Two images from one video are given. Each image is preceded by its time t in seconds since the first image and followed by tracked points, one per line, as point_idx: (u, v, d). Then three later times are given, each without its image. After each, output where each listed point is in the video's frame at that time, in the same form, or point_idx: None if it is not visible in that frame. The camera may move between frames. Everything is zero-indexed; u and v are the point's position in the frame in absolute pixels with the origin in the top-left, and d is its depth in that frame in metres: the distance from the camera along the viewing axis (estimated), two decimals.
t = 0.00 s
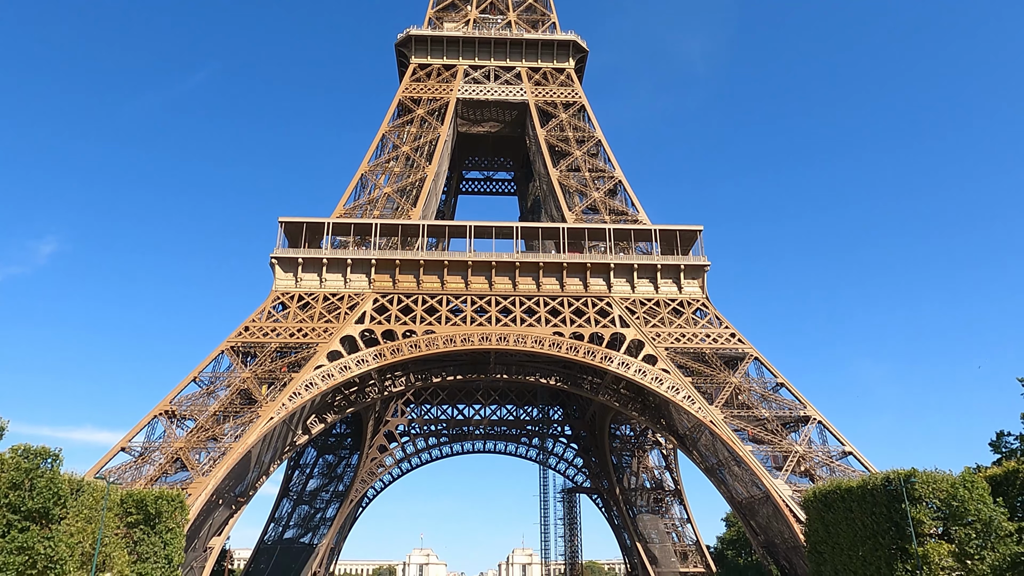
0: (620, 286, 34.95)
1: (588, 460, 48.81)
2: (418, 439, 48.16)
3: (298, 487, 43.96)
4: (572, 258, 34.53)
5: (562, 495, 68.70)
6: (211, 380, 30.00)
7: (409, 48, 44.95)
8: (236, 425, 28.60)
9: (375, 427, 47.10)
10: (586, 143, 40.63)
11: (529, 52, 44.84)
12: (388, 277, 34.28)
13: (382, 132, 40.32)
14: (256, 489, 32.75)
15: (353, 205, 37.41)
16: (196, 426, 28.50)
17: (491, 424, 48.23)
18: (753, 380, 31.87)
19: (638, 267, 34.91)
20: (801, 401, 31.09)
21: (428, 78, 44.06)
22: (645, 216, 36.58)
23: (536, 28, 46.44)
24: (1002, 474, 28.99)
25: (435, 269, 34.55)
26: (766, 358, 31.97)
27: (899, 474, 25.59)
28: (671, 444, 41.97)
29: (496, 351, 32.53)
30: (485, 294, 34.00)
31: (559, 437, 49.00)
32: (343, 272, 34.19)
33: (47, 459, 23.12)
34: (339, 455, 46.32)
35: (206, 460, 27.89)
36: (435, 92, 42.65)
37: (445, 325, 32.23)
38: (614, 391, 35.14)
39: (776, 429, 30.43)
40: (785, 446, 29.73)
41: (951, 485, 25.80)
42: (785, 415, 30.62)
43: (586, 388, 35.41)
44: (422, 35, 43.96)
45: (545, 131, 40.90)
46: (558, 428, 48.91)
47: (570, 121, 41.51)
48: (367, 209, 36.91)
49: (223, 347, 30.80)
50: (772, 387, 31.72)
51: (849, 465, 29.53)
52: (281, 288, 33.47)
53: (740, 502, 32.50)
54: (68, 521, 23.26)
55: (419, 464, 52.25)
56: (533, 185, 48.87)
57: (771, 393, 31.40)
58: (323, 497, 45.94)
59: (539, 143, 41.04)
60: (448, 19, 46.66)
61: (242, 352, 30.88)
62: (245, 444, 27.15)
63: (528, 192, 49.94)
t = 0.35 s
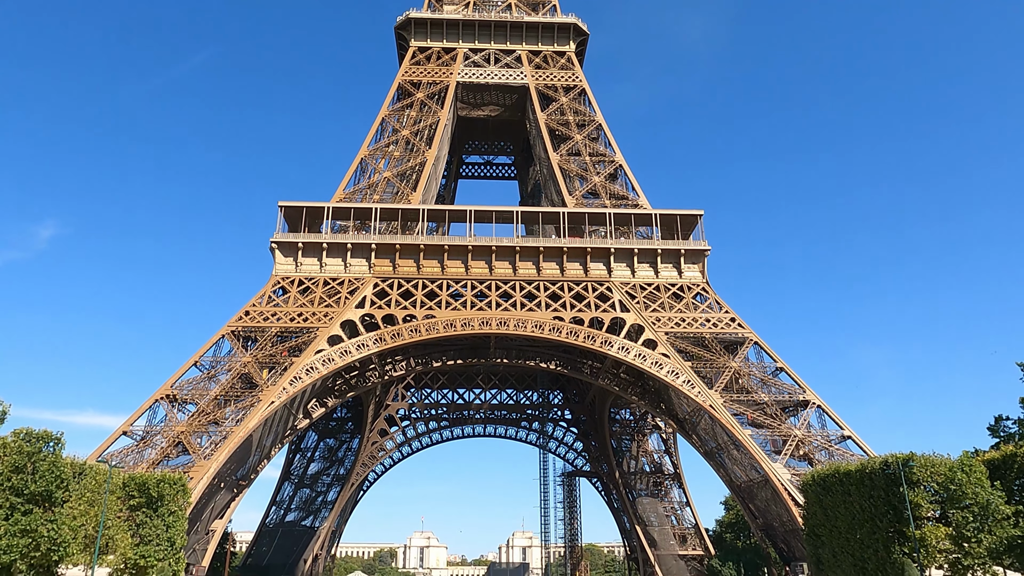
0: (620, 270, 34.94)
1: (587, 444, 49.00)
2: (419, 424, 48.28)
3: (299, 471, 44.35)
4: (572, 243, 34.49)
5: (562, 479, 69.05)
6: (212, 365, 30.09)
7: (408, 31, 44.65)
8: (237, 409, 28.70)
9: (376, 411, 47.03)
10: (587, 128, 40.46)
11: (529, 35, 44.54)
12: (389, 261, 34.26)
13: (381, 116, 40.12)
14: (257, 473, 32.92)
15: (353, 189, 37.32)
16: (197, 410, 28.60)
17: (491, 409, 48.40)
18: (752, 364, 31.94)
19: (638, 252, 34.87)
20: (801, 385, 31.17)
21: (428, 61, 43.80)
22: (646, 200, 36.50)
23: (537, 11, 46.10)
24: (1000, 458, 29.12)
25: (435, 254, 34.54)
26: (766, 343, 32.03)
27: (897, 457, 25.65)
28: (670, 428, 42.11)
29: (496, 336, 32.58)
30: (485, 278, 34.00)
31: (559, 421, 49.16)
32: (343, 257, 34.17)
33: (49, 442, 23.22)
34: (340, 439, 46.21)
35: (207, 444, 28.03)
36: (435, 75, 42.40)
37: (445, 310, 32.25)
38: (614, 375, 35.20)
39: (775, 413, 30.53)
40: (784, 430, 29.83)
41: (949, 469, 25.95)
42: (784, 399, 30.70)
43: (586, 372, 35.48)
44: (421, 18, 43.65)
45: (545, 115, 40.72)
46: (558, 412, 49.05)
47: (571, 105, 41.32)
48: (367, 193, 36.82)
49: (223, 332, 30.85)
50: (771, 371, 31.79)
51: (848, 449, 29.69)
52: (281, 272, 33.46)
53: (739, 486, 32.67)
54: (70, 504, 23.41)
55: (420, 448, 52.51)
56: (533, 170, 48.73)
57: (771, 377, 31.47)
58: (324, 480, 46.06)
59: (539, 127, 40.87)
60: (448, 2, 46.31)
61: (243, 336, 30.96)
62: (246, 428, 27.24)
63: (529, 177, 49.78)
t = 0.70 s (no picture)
0: (620, 254, 34.90)
1: (587, 426, 49.21)
2: (419, 406, 48.53)
3: (301, 453, 44.58)
4: (573, 226, 34.44)
5: (562, 461, 69.39)
6: (212, 348, 30.15)
7: (408, 13, 44.29)
8: (238, 392, 28.77)
9: (377, 394, 47.26)
10: (588, 110, 40.24)
11: (530, 17, 44.19)
12: (388, 245, 34.23)
13: (381, 98, 39.90)
14: (258, 455, 33.06)
15: (352, 172, 37.20)
16: (198, 393, 28.70)
17: (491, 391, 48.55)
18: (752, 348, 31.99)
19: (639, 235, 34.82)
20: (800, 368, 31.26)
21: (428, 43, 43.49)
22: (646, 183, 36.39)
23: None
24: (998, 441, 29.24)
25: (435, 238, 34.52)
26: (766, 326, 32.07)
27: (896, 440, 25.81)
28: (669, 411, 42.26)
29: (496, 319, 32.60)
30: (485, 262, 33.97)
31: (559, 404, 49.32)
32: (343, 240, 34.13)
33: (51, 425, 23.33)
34: (340, 422, 46.35)
35: (209, 426, 28.13)
36: (435, 57, 42.11)
37: (445, 293, 32.24)
38: (614, 358, 35.24)
39: (775, 396, 30.62)
40: (783, 413, 29.94)
41: (947, 452, 26.11)
42: (783, 382, 30.79)
43: (586, 355, 35.57)
44: None
45: (546, 98, 40.50)
46: (558, 395, 49.20)
47: (571, 87, 41.07)
48: (366, 176, 36.71)
49: (224, 315, 30.89)
50: (771, 354, 31.83)
51: (847, 432, 29.86)
52: (280, 255, 33.42)
53: (738, 468, 32.83)
54: (73, 486, 23.55)
55: (420, 431, 52.69)
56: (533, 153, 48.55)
57: (770, 360, 31.53)
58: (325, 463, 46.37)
59: (539, 110, 40.66)
60: None
61: (243, 320, 31.00)
62: (247, 410, 27.31)
63: (529, 160, 49.60)
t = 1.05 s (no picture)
0: (621, 234, 34.82)
1: (587, 406, 49.37)
2: (420, 386, 48.56)
3: (302, 432, 45.10)
4: (573, 206, 34.34)
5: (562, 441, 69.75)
6: (213, 327, 30.21)
7: None
8: (239, 372, 28.85)
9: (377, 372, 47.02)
10: (588, 89, 39.95)
11: None
12: (388, 225, 34.16)
13: (380, 77, 39.61)
14: (260, 435, 33.23)
15: (352, 152, 37.03)
16: (199, 372, 28.80)
17: (491, 371, 48.69)
18: (751, 328, 32.01)
19: (639, 215, 34.73)
20: (800, 348, 31.33)
21: (427, 21, 43.08)
22: (647, 163, 36.23)
23: None
24: (995, 421, 29.37)
25: (435, 218, 34.44)
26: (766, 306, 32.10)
27: (894, 419, 26.04)
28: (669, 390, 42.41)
29: (496, 299, 32.59)
30: (485, 242, 33.93)
31: (559, 383, 49.44)
32: (343, 220, 34.04)
33: (54, 404, 23.41)
34: (341, 402, 46.59)
35: (210, 406, 28.26)
36: (435, 35, 41.76)
37: (445, 273, 32.22)
38: (614, 338, 35.31)
39: (774, 375, 30.70)
40: (782, 392, 30.05)
41: (945, 431, 26.32)
42: (783, 362, 30.86)
43: (586, 335, 35.61)
44: None
45: (546, 77, 40.20)
46: (558, 374, 49.31)
47: (572, 66, 40.74)
48: (366, 156, 36.53)
49: (224, 295, 30.93)
50: (771, 334, 31.86)
51: (845, 411, 30.04)
52: (280, 235, 33.37)
53: (737, 447, 33.00)
54: (76, 464, 23.66)
55: (421, 410, 52.92)
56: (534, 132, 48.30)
57: (770, 340, 31.58)
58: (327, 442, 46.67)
59: (540, 89, 40.37)
60: None
61: (244, 300, 31.04)
62: (248, 389, 27.39)
63: (529, 139, 49.33)
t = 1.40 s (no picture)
0: (621, 214, 34.74)
1: (586, 385, 49.55)
2: (420, 365, 48.77)
3: (302, 412, 45.39)
4: (573, 185, 34.23)
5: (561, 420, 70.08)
6: (213, 307, 30.25)
7: None
8: (240, 351, 28.91)
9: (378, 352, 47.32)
10: (589, 67, 39.65)
11: None
12: (388, 204, 34.05)
13: (379, 55, 39.30)
14: (261, 413, 33.41)
15: (351, 131, 36.84)
16: (200, 352, 28.89)
17: (491, 350, 48.80)
18: (751, 307, 32.03)
19: (640, 194, 34.63)
20: (799, 328, 31.43)
21: None
22: (648, 142, 36.05)
23: None
24: (993, 400, 29.51)
25: (435, 197, 34.35)
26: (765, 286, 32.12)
27: (892, 399, 26.08)
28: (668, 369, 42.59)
29: (496, 278, 32.57)
30: (485, 221, 33.86)
31: (558, 363, 49.57)
32: (343, 200, 33.93)
33: (55, 383, 23.46)
34: (342, 381, 46.94)
35: (211, 384, 28.38)
36: (434, 12, 41.36)
37: (445, 253, 32.18)
38: (614, 318, 35.38)
39: (773, 355, 30.80)
40: (781, 371, 30.16)
41: (943, 410, 26.48)
42: (782, 341, 30.94)
43: (586, 315, 35.64)
44: None
45: (547, 54, 39.88)
46: (557, 354, 49.42)
47: (572, 44, 40.40)
48: (365, 135, 36.35)
49: (224, 274, 30.92)
50: (770, 314, 31.90)
51: (844, 390, 30.21)
52: (280, 215, 33.28)
53: (736, 426, 33.18)
54: (78, 443, 23.77)
55: (421, 389, 53.20)
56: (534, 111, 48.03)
57: (769, 320, 31.63)
58: (328, 420, 46.96)
59: (540, 66, 40.06)
60: None
61: (244, 279, 31.05)
62: (249, 368, 27.47)
63: (529, 118, 49.05)
